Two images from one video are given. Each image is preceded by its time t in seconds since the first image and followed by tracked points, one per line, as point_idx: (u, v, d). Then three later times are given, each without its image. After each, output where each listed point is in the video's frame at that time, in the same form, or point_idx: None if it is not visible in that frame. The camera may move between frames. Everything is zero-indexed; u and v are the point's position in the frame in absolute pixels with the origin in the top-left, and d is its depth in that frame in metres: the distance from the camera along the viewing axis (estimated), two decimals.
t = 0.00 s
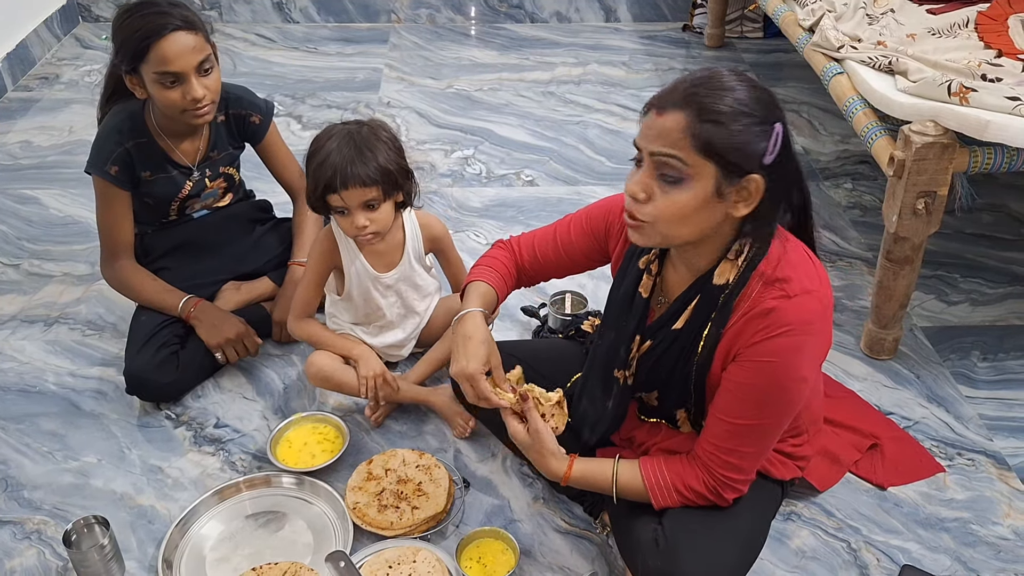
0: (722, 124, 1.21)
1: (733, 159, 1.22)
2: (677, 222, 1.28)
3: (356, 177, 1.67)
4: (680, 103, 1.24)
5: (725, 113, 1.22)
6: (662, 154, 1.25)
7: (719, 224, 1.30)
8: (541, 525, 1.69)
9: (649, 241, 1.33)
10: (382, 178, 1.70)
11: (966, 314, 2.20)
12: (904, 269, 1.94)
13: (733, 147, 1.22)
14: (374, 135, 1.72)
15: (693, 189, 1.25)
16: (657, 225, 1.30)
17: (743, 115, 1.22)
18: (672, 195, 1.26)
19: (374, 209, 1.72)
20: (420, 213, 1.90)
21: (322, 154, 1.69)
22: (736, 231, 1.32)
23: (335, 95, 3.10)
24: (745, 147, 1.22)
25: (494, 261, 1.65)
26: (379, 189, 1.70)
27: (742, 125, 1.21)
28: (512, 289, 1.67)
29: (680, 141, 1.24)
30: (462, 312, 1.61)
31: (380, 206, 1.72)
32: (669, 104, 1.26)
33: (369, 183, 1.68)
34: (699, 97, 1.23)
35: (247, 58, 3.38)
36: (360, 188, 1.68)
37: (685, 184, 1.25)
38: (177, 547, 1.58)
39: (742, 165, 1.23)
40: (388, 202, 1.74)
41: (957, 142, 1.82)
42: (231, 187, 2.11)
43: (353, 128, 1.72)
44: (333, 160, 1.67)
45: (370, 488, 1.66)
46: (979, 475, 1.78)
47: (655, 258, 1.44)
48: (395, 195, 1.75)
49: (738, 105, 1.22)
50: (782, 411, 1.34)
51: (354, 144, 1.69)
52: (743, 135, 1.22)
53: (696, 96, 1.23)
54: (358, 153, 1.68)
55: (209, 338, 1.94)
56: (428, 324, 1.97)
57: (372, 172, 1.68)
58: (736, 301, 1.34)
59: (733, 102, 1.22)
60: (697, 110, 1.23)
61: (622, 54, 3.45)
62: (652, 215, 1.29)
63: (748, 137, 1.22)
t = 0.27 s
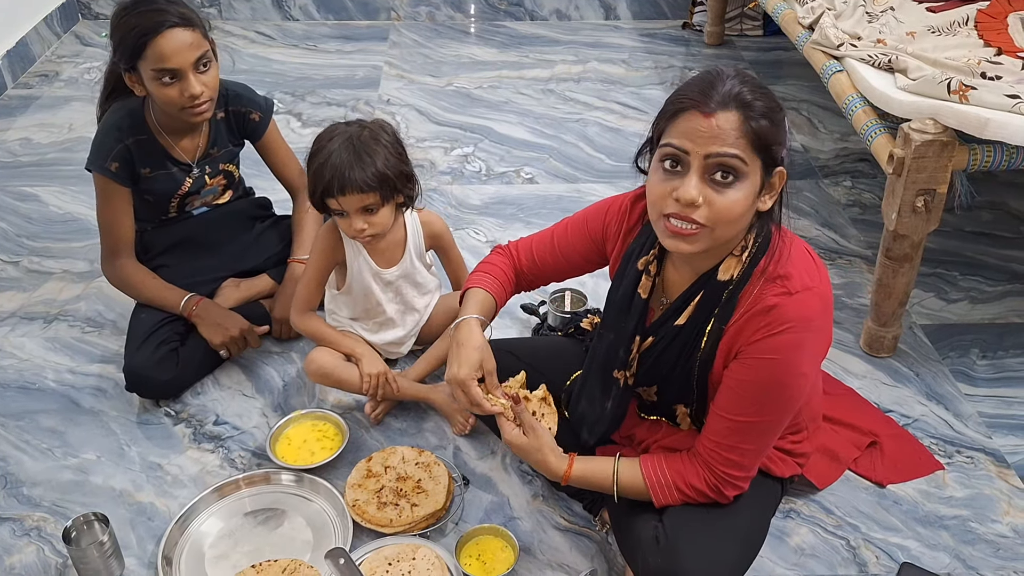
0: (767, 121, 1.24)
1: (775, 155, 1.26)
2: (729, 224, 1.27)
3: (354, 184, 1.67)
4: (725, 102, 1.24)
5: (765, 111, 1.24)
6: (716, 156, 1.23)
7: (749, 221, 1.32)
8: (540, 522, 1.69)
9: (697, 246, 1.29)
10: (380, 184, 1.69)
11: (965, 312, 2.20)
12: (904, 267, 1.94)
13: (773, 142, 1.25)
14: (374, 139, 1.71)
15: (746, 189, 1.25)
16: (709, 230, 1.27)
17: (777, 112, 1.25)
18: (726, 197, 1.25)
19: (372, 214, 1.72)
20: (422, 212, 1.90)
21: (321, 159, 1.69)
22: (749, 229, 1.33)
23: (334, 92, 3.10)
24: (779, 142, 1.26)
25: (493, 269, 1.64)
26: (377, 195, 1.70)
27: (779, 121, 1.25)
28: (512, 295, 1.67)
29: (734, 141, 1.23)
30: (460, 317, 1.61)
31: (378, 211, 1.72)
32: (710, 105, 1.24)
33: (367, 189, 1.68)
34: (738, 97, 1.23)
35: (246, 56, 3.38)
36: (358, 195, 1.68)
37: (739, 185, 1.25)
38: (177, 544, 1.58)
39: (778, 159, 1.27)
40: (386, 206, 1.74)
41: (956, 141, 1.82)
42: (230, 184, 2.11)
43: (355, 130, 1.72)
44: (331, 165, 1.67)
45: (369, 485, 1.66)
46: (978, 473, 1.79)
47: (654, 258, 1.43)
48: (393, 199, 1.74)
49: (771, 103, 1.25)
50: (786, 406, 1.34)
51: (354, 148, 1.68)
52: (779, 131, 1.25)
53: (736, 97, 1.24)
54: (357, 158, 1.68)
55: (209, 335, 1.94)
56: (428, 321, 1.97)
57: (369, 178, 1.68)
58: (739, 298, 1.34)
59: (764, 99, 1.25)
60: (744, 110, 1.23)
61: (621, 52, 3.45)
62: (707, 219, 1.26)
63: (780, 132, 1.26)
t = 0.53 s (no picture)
0: (767, 122, 1.24)
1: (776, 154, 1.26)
2: (730, 225, 1.27)
3: (341, 192, 1.67)
4: (726, 102, 1.23)
5: (767, 111, 1.24)
6: (716, 156, 1.23)
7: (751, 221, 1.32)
8: (540, 519, 1.69)
9: (698, 248, 1.29)
10: (368, 192, 1.69)
11: (965, 310, 2.20)
12: (903, 264, 1.94)
13: (774, 142, 1.25)
14: (365, 145, 1.71)
15: (747, 190, 1.25)
16: (711, 229, 1.27)
17: (779, 112, 1.25)
18: (727, 199, 1.25)
19: (363, 220, 1.72)
20: (419, 207, 1.91)
21: (311, 167, 1.70)
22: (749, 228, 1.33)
23: (334, 90, 3.10)
24: (780, 142, 1.26)
25: (494, 271, 1.64)
26: (367, 203, 1.70)
27: (780, 121, 1.25)
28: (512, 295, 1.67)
29: (735, 143, 1.23)
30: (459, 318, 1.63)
31: (370, 217, 1.72)
32: (711, 105, 1.24)
33: (355, 198, 1.68)
34: (739, 98, 1.23)
35: (246, 53, 3.38)
36: (346, 204, 1.68)
37: (740, 186, 1.25)
38: (177, 541, 1.58)
39: (779, 159, 1.27)
40: (378, 213, 1.73)
41: (956, 138, 1.82)
42: (230, 181, 2.11)
43: (347, 135, 1.71)
44: (319, 173, 1.68)
45: (369, 482, 1.66)
46: (978, 470, 1.79)
47: (654, 257, 1.43)
48: (386, 205, 1.74)
49: (772, 102, 1.25)
50: (786, 404, 1.34)
51: (345, 154, 1.68)
52: (780, 130, 1.25)
53: (738, 97, 1.24)
54: (345, 165, 1.68)
55: (208, 331, 1.94)
56: (427, 317, 1.97)
57: (357, 186, 1.67)
58: (740, 297, 1.34)
59: (766, 99, 1.24)
60: (744, 110, 1.23)
61: (621, 50, 3.45)
62: (708, 219, 1.26)
63: (782, 132, 1.26)
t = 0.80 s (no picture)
0: (767, 125, 1.23)
1: (777, 157, 1.26)
2: (728, 229, 1.27)
3: (330, 197, 1.67)
4: (726, 105, 1.23)
5: (767, 114, 1.24)
6: (715, 160, 1.23)
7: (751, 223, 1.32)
8: (541, 517, 1.69)
9: (696, 251, 1.30)
10: (357, 197, 1.69)
11: (965, 308, 2.20)
12: (904, 262, 1.94)
13: (775, 145, 1.25)
14: (356, 149, 1.71)
15: (745, 194, 1.25)
16: (708, 234, 1.28)
17: (779, 115, 1.25)
18: (725, 202, 1.25)
19: (354, 224, 1.72)
20: (414, 204, 1.90)
21: (303, 170, 1.71)
22: (751, 229, 1.33)
23: (335, 88, 3.10)
24: (781, 144, 1.25)
25: (495, 273, 1.64)
26: (357, 207, 1.70)
27: (781, 124, 1.25)
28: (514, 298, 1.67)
29: (734, 147, 1.23)
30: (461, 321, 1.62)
31: (361, 221, 1.72)
32: (712, 107, 1.23)
33: (344, 203, 1.68)
34: (740, 100, 1.23)
35: (247, 51, 3.38)
36: (335, 208, 1.68)
37: (739, 189, 1.25)
38: (178, 538, 1.58)
39: (779, 161, 1.26)
40: (370, 216, 1.73)
41: (957, 137, 1.83)
42: (233, 179, 2.11)
43: (338, 140, 1.71)
44: (309, 177, 1.69)
45: (371, 480, 1.66)
46: (978, 468, 1.79)
47: (657, 256, 1.43)
48: (378, 208, 1.73)
49: (773, 106, 1.25)
50: (788, 403, 1.35)
51: (334, 158, 1.68)
52: (781, 133, 1.25)
53: (738, 99, 1.23)
54: (335, 170, 1.68)
55: (208, 329, 1.94)
56: (427, 315, 1.97)
57: (345, 190, 1.67)
58: (743, 296, 1.35)
59: (767, 101, 1.24)
60: (744, 113, 1.23)
61: (622, 48, 3.45)
62: (705, 223, 1.27)
63: (783, 135, 1.25)
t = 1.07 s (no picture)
0: (737, 144, 1.19)
1: (752, 173, 1.22)
2: (701, 240, 1.27)
3: (328, 198, 1.67)
4: (693, 125, 1.20)
5: (741, 130, 1.19)
6: (681, 182, 1.22)
7: (741, 228, 1.30)
8: (541, 515, 1.69)
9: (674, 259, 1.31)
10: (355, 198, 1.69)
11: (964, 307, 2.20)
12: (903, 261, 1.94)
13: (748, 163, 1.20)
14: (352, 149, 1.71)
15: (714, 210, 1.24)
16: (682, 245, 1.29)
17: (754, 130, 1.20)
18: (695, 218, 1.24)
19: (352, 224, 1.72)
20: (411, 203, 1.91)
21: (299, 173, 1.71)
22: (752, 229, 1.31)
23: (335, 87, 3.10)
24: (757, 161, 1.21)
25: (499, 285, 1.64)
26: (354, 208, 1.70)
27: (759, 136, 1.21)
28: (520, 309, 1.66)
29: (699, 168, 1.21)
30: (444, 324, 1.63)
31: (359, 221, 1.73)
32: (680, 127, 1.21)
33: (342, 204, 1.68)
34: (708, 119, 1.19)
35: (248, 50, 3.38)
36: (333, 209, 1.68)
37: (708, 207, 1.23)
38: (178, 536, 1.58)
39: (757, 177, 1.22)
40: (368, 216, 1.73)
41: (956, 136, 1.83)
42: (233, 178, 2.11)
43: (335, 141, 1.71)
44: (306, 179, 1.69)
45: (370, 478, 1.67)
46: (977, 467, 1.79)
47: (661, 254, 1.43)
48: (375, 208, 1.74)
49: (752, 117, 1.21)
50: (788, 403, 1.35)
51: (331, 159, 1.68)
52: (757, 149, 1.21)
53: (707, 119, 1.20)
54: (333, 170, 1.68)
55: (207, 325, 1.93)
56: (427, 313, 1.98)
57: (343, 191, 1.67)
58: (745, 296, 1.35)
59: (740, 117, 1.20)
60: (711, 134, 1.19)
61: (622, 47, 3.45)
62: (677, 237, 1.27)
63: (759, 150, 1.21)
